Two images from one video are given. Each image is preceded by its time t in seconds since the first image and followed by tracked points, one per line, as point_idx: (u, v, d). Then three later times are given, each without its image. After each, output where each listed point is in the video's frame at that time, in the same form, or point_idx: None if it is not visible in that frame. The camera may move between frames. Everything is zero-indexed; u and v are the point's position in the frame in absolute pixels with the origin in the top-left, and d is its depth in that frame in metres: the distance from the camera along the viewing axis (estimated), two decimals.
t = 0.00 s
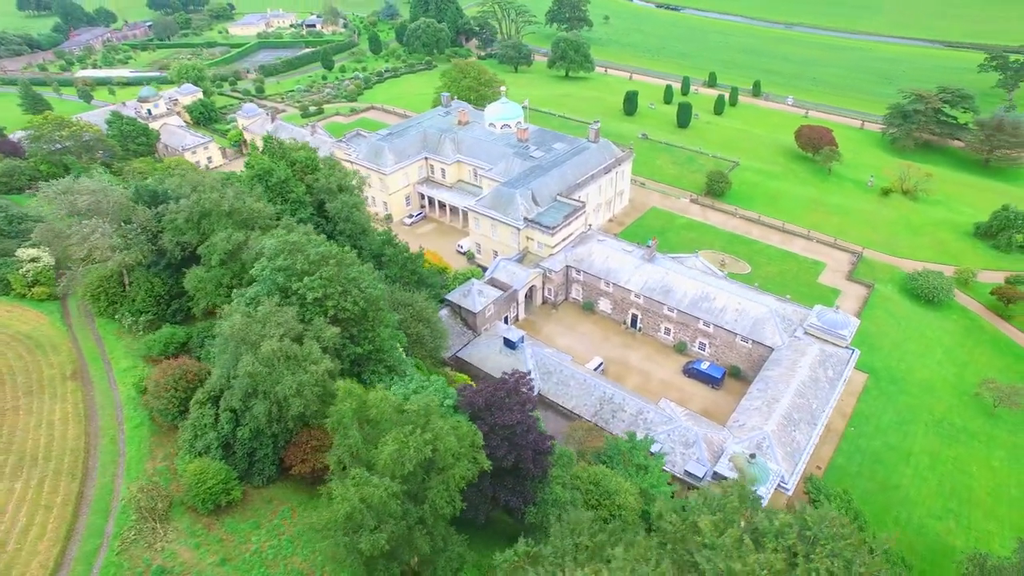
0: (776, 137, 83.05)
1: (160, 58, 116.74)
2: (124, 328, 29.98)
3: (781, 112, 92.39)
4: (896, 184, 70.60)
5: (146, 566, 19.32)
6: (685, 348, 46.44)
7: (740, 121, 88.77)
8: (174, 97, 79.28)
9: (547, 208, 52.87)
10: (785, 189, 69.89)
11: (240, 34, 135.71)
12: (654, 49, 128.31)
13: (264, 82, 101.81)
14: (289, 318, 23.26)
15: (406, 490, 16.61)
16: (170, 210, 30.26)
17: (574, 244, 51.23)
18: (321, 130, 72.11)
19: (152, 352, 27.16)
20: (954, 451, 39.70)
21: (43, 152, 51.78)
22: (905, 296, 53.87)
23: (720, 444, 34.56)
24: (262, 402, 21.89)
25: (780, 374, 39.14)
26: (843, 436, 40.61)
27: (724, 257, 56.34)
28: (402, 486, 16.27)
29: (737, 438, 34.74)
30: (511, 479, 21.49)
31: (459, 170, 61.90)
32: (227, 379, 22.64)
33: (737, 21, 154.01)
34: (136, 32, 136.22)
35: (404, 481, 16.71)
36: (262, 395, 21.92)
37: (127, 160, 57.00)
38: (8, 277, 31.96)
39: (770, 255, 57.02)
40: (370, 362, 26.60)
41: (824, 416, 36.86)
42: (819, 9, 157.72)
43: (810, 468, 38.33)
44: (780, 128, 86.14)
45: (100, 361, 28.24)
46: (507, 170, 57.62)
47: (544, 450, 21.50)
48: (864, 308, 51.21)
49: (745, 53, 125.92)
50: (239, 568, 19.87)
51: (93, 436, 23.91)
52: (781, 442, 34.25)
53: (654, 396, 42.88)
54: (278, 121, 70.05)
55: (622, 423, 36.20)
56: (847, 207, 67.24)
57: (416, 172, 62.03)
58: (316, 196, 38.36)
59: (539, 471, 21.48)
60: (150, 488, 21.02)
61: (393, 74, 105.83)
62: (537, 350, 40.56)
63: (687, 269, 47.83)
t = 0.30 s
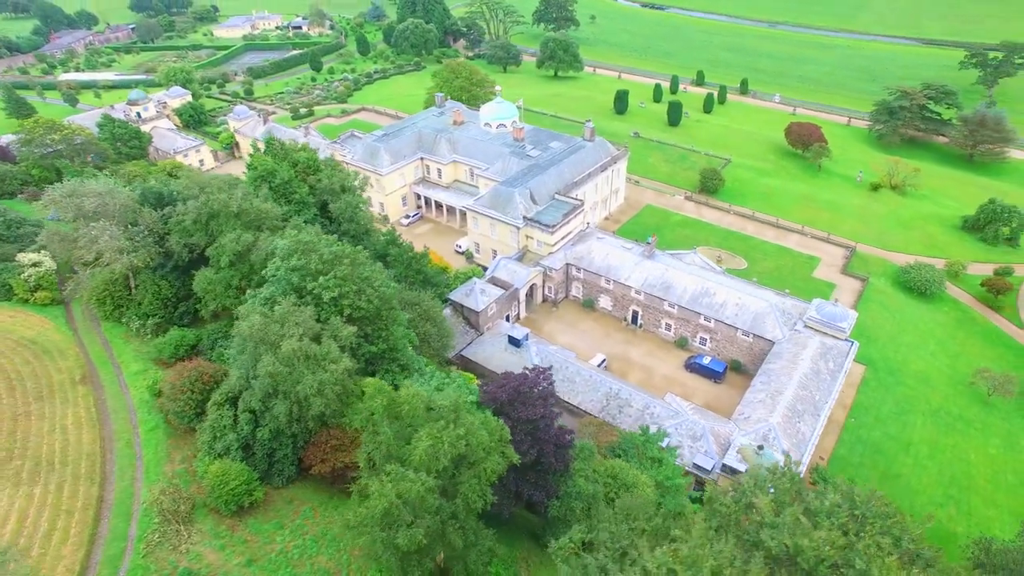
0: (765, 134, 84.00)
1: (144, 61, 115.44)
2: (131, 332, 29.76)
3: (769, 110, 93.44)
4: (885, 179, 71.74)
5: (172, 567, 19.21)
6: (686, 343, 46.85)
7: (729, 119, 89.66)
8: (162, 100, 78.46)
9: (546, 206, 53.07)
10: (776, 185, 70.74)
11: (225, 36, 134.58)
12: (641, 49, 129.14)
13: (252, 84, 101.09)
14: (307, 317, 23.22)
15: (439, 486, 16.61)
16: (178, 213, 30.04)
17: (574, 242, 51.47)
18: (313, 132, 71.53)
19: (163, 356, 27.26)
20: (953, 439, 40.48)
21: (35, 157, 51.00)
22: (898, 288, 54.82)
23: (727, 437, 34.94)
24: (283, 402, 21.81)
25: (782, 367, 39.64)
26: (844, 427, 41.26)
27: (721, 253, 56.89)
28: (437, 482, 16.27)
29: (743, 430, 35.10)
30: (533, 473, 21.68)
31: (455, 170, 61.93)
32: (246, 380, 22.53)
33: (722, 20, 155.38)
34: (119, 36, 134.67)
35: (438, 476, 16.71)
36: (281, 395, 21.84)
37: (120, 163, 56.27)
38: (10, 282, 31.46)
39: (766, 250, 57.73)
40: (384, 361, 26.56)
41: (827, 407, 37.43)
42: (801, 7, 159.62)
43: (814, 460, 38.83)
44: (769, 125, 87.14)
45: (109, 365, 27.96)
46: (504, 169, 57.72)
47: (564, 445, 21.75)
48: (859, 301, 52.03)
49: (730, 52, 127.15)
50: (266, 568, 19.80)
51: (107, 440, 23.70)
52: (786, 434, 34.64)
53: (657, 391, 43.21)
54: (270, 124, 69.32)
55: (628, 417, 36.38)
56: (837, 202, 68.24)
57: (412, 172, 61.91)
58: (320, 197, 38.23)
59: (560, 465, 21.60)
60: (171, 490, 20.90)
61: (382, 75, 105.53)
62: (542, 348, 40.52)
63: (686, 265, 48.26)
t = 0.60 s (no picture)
0: (754, 132, 84.94)
1: (128, 64, 113.99)
2: (139, 335, 29.57)
3: (756, 108, 94.46)
4: (873, 174, 72.86)
5: (199, 569, 19.13)
6: (687, 338, 47.28)
7: (718, 117, 90.52)
8: (150, 103, 77.56)
9: (543, 205, 53.31)
10: (767, 181, 71.56)
11: (209, 38, 133.31)
12: (628, 48, 129.91)
13: (240, 86, 100.26)
14: (324, 317, 23.19)
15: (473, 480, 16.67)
16: (186, 215, 29.90)
17: (573, 240, 51.74)
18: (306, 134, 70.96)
19: (175, 359, 27.34)
20: (951, 426, 41.27)
21: (25, 161, 50.20)
22: (890, 281, 55.76)
23: (733, 429, 35.31)
24: (303, 402, 21.76)
25: (784, 360, 40.14)
26: (845, 418, 41.87)
27: (717, 249, 57.48)
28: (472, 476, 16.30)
29: (749, 423, 35.48)
30: (555, 468, 21.76)
31: (451, 170, 61.94)
32: (265, 380, 22.45)
33: (705, 19, 156.73)
34: (101, 39, 132.86)
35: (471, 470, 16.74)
36: (302, 396, 21.80)
37: (112, 166, 55.53)
38: (12, 287, 31.00)
39: (761, 246, 58.43)
40: (397, 359, 26.61)
41: (829, 398, 38.03)
42: (783, 6, 161.51)
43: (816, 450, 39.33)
44: (757, 123, 88.13)
45: (118, 368, 27.71)
46: (500, 169, 57.85)
47: (586, 439, 21.84)
48: (854, 294, 52.84)
49: (716, 51, 128.29)
50: (292, 568, 19.76)
51: (123, 444, 23.50)
52: (791, 425, 35.08)
53: (660, 386, 43.50)
54: (262, 127, 68.63)
55: (635, 412, 36.63)
56: (827, 198, 69.20)
57: (407, 172, 61.75)
58: (323, 197, 38.09)
59: (583, 460, 21.68)
60: (193, 492, 20.83)
61: (371, 76, 105.12)
62: (546, 345, 40.54)
63: (685, 261, 48.69)
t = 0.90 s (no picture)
0: (744, 129, 85.81)
1: (112, 67, 112.53)
2: (146, 339, 29.32)
3: (744, 105, 95.43)
4: (861, 170, 73.93)
5: (226, 571, 19.07)
6: (687, 333, 47.69)
7: (707, 115, 91.33)
8: (138, 106, 76.64)
9: (541, 204, 53.52)
10: (758, 178, 72.41)
11: (193, 41, 131.97)
12: (614, 48, 130.55)
13: (227, 89, 99.40)
14: (341, 316, 23.21)
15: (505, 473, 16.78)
16: (193, 217, 29.76)
17: (572, 238, 52.04)
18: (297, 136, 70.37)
19: (185, 361, 27.20)
20: (947, 415, 42.02)
21: (15, 166, 49.41)
22: (882, 274, 56.67)
23: (738, 421, 35.74)
24: (324, 402, 21.74)
25: (785, 353, 40.67)
26: (844, 409, 42.51)
27: (713, 245, 58.08)
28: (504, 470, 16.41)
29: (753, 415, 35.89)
30: (573, 461, 21.95)
31: (446, 170, 61.98)
32: (283, 380, 22.28)
33: (689, 18, 157.92)
34: (83, 42, 130.98)
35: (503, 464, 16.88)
36: (322, 396, 21.79)
37: (103, 171, 54.83)
38: (14, 292, 30.51)
39: (755, 241, 59.13)
40: (410, 358, 26.68)
41: (830, 389, 38.64)
42: (766, 5, 163.23)
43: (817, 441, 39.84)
44: (746, 120, 89.04)
45: (127, 372, 27.45)
46: (497, 168, 57.95)
47: (605, 432, 22.09)
48: (848, 287, 53.63)
49: (701, 49, 129.34)
50: (318, 568, 19.73)
51: (139, 448, 23.27)
52: (795, 417, 35.56)
53: (663, 381, 43.83)
54: (254, 129, 67.95)
55: (640, 406, 36.91)
56: (817, 194, 70.15)
57: (403, 173, 61.63)
58: (325, 199, 38.01)
59: (601, 453, 21.87)
60: (215, 495, 20.74)
61: (360, 78, 104.75)
62: (550, 343, 40.59)
63: (683, 257, 49.14)
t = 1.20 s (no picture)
0: (733, 127, 86.68)
1: (95, 71, 111.01)
2: (155, 343, 29.09)
3: (733, 103, 96.38)
4: (850, 166, 75.00)
5: (254, 571, 19.02)
6: (687, 329, 48.10)
7: (697, 113, 92.11)
8: (127, 110, 75.73)
9: (539, 202, 53.68)
10: (750, 175, 73.19)
11: (178, 44, 130.61)
12: (602, 47, 131.18)
13: (215, 92, 98.48)
14: (359, 315, 23.23)
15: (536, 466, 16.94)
16: (201, 218, 29.58)
17: (570, 236, 52.27)
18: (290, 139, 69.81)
19: (196, 364, 27.04)
20: (945, 403, 42.77)
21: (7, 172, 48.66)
22: (875, 268, 57.55)
23: (744, 414, 36.10)
24: (344, 401, 21.73)
25: (786, 346, 41.13)
26: (845, 399, 43.12)
27: (709, 242, 58.62)
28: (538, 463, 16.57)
29: (758, 408, 36.27)
30: (593, 454, 22.13)
31: (442, 171, 61.98)
32: (303, 380, 22.20)
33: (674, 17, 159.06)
34: (64, 45, 128.95)
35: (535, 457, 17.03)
36: (343, 394, 21.75)
37: (96, 175, 54.13)
38: (17, 298, 30.05)
39: (750, 237, 59.80)
40: (424, 356, 26.76)
41: (832, 381, 39.20)
42: (750, 5, 164.98)
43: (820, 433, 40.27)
44: (735, 118, 89.96)
45: (137, 377, 27.20)
46: (494, 167, 58.01)
47: (624, 425, 22.24)
48: (843, 281, 54.39)
49: (687, 48, 130.38)
50: (346, 566, 19.73)
51: (155, 452, 23.08)
52: (799, 408, 36.01)
53: (666, 376, 44.12)
54: (246, 132, 67.32)
55: (648, 401, 37.07)
56: (808, 189, 71.05)
57: (399, 174, 61.52)
58: (328, 199, 37.88)
59: (621, 446, 22.08)
60: (238, 496, 20.67)
61: (349, 79, 104.27)
62: (555, 340, 40.62)
63: (681, 253, 49.57)
